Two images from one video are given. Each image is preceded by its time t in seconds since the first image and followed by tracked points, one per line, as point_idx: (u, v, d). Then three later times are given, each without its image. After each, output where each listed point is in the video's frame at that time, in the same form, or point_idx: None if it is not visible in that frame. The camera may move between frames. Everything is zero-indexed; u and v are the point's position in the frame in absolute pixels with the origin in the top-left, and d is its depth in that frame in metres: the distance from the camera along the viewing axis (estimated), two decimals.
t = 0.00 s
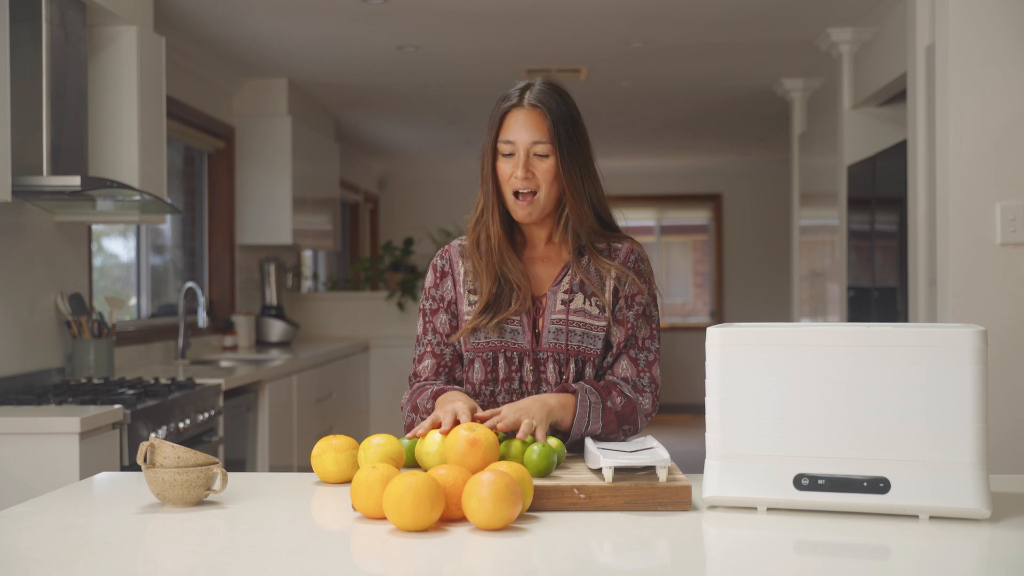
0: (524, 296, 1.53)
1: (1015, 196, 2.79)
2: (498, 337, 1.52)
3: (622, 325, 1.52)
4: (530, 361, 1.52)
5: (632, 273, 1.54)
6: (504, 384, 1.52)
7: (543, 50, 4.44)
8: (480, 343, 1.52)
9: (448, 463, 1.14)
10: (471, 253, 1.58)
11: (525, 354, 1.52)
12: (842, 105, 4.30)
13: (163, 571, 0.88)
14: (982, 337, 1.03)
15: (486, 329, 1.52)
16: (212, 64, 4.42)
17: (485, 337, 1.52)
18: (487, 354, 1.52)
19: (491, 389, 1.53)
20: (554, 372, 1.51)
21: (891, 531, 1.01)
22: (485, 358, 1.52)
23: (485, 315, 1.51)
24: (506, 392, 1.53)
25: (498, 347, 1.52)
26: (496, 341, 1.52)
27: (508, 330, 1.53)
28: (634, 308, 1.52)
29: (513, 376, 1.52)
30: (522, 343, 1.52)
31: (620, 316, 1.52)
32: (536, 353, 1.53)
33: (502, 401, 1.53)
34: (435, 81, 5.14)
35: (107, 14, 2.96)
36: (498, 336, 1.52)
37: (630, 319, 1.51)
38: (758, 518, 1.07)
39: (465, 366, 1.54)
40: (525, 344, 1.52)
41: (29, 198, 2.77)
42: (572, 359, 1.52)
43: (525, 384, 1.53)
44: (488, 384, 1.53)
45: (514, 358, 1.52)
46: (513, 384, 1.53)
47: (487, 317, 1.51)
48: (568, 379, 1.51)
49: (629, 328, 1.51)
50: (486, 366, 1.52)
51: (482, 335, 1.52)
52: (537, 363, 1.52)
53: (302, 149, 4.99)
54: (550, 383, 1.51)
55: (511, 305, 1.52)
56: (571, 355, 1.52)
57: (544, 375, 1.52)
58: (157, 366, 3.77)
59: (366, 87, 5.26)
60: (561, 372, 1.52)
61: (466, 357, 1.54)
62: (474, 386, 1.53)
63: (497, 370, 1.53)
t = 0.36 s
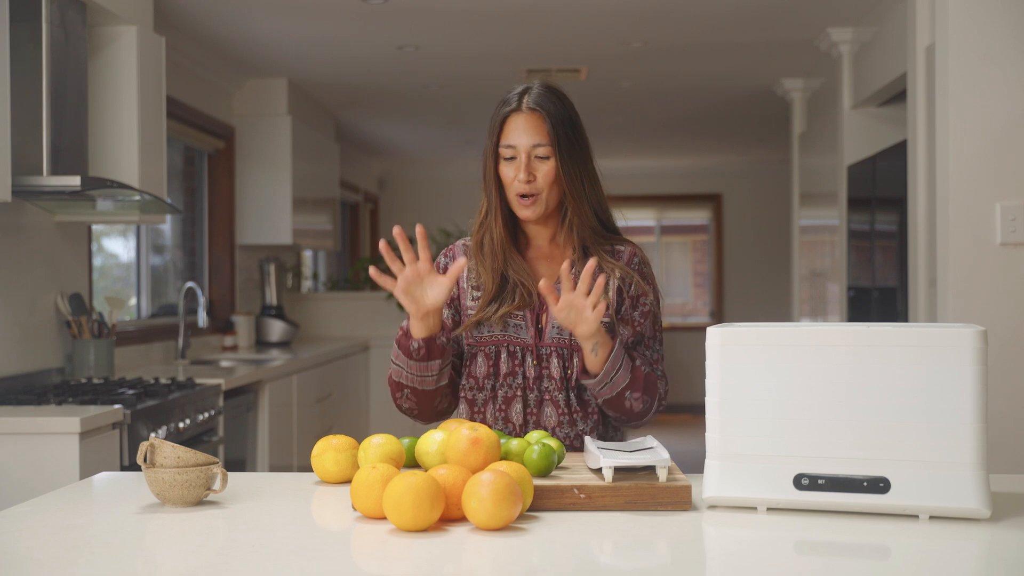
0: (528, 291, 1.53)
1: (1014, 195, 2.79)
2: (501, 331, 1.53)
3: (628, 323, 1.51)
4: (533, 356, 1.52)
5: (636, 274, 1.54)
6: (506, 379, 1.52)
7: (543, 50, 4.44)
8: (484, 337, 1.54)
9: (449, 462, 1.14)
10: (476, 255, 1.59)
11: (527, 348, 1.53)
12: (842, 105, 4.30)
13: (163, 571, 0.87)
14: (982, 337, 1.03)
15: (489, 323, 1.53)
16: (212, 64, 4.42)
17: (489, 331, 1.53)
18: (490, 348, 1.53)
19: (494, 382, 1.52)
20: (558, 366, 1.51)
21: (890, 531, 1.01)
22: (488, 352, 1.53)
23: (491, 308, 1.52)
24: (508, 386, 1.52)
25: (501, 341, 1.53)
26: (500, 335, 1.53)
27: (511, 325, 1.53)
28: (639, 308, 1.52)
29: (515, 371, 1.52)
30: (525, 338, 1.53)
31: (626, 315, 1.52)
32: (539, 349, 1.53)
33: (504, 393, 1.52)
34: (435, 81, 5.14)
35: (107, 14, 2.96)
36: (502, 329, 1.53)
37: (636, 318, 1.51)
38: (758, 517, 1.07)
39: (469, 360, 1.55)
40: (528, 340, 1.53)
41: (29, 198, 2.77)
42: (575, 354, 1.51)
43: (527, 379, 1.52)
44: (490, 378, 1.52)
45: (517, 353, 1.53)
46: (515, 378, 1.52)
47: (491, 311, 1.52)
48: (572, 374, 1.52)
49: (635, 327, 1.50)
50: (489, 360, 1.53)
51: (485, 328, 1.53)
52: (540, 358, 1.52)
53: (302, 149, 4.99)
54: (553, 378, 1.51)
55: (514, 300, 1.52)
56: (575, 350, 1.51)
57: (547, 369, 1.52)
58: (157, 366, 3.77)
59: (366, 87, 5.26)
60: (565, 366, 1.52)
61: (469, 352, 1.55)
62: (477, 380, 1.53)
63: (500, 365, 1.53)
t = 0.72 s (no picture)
0: (526, 293, 1.53)
1: (1015, 195, 2.79)
2: (499, 330, 1.53)
3: (634, 329, 1.50)
4: (531, 355, 1.52)
5: (636, 277, 1.54)
6: (504, 378, 1.53)
7: (543, 51, 4.44)
8: (481, 336, 1.53)
9: (449, 462, 1.14)
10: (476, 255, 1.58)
11: (525, 348, 1.53)
12: (842, 105, 4.30)
13: (163, 571, 0.87)
14: (981, 337, 1.03)
15: (487, 323, 1.53)
16: (212, 64, 4.42)
17: (486, 330, 1.53)
18: (488, 347, 1.53)
19: (492, 381, 1.53)
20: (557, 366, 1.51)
21: (890, 531, 1.01)
22: (486, 352, 1.53)
23: (488, 308, 1.52)
24: (506, 385, 1.53)
25: (498, 340, 1.53)
26: (497, 334, 1.53)
27: (509, 324, 1.53)
28: (642, 313, 1.51)
29: (512, 371, 1.52)
30: (523, 338, 1.53)
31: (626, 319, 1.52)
32: (537, 348, 1.53)
33: (502, 393, 1.53)
34: (435, 81, 5.14)
35: (107, 14, 2.96)
36: (499, 329, 1.53)
37: (640, 324, 1.50)
38: (758, 517, 1.07)
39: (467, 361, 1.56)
40: (527, 339, 1.53)
41: (29, 198, 2.77)
42: (574, 353, 1.52)
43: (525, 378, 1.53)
44: (489, 377, 1.53)
45: (515, 352, 1.53)
46: (513, 378, 1.53)
47: (489, 310, 1.52)
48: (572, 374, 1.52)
49: (641, 333, 1.49)
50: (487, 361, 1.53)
51: (483, 328, 1.53)
52: (538, 358, 1.52)
53: (302, 149, 4.99)
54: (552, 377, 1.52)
55: (511, 300, 1.53)
56: (573, 350, 1.52)
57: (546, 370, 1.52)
58: (157, 367, 3.77)
59: (366, 87, 5.26)
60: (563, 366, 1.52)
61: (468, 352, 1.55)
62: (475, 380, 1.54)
63: (498, 365, 1.53)
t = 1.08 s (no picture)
0: (518, 293, 1.53)
1: (1015, 195, 2.79)
2: (491, 332, 1.52)
3: (625, 325, 1.51)
4: (524, 356, 1.52)
5: (628, 272, 1.54)
6: (496, 380, 1.52)
7: (543, 50, 4.44)
8: (474, 340, 1.53)
9: (449, 462, 1.14)
10: (470, 247, 1.56)
11: (518, 349, 1.53)
12: (842, 105, 4.30)
13: (163, 571, 0.87)
14: (981, 337, 1.03)
15: (480, 324, 1.53)
16: (212, 64, 4.41)
17: (479, 332, 1.53)
18: (482, 350, 1.53)
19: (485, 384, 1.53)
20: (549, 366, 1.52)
21: (891, 531, 1.01)
22: (480, 355, 1.53)
23: (478, 309, 1.52)
24: (498, 387, 1.52)
25: (492, 342, 1.52)
26: (490, 337, 1.53)
27: (501, 325, 1.53)
28: (632, 308, 1.52)
29: (505, 372, 1.53)
30: (516, 338, 1.53)
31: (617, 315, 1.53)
32: (530, 349, 1.53)
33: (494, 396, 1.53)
34: (435, 81, 5.14)
35: (107, 14, 2.96)
36: (492, 330, 1.53)
37: (631, 320, 1.51)
38: (758, 518, 1.07)
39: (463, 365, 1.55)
40: (519, 340, 1.53)
41: (28, 198, 2.77)
42: (567, 353, 1.52)
43: (518, 379, 1.53)
44: (483, 380, 1.53)
45: (508, 354, 1.53)
46: (507, 379, 1.53)
47: (480, 310, 1.52)
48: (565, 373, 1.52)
49: (632, 330, 1.51)
50: (481, 364, 1.53)
51: (475, 330, 1.53)
52: (531, 359, 1.52)
53: (302, 149, 4.99)
54: (546, 377, 1.52)
55: (503, 299, 1.53)
56: (565, 350, 1.52)
57: (538, 370, 1.52)
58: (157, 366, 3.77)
59: (366, 87, 5.26)
60: (556, 367, 1.52)
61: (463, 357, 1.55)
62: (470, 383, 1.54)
63: (493, 366, 1.53)
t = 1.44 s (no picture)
0: (517, 292, 1.53)
1: (1015, 195, 2.79)
2: (491, 331, 1.52)
3: (622, 325, 1.52)
4: (523, 356, 1.52)
5: (627, 272, 1.55)
6: (495, 379, 1.52)
7: (543, 50, 4.44)
8: (473, 338, 1.53)
9: (449, 462, 1.14)
10: (469, 248, 1.56)
11: (518, 348, 1.53)
12: (842, 105, 4.30)
13: (162, 571, 0.87)
14: (981, 337, 1.03)
15: (479, 323, 1.52)
16: (213, 64, 4.41)
17: (478, 331, 1.52)
18: (481, 349, 1.52)
19: (483, 383, 1.53)
20: (549, 365, 1.51)
21: (891, 531, 1.01)
22: (479, 354, 1.52)
23: (478, 308, 1.52)
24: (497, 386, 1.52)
25: (491, 341, 1.52)
26: (490, 335, 1.52)
27: (500, 324, 1.53)
28: (630, 308, 1.52)
29: (504, 372, 1.52)
30: (515, 338, 1.52)
31: (616, 315, 1.53)
32: (530, 348, 1.53)
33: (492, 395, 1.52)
34: (435, 81, 5.14)
35: (107, 14, 2.96)
36: (491, 329, 1.52)
37: (629, 319, 1.52)
38: (758, 517, 1.07)
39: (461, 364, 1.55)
40: (519, 339, 1.52)
41: (28, 198, 2.77)
42: (566, 352, 1.52)
43: (517, 379, 1.53)
44: (481, 379, 1.53)
45: (507, 353, 1.53)
46: (506, 378, 1.53)
47: (480, 309, 1.52)
48: (564, 373, 1.52)
49: (630, 329, 1.51)
50: (479, 363, 1.53)
51: (474, 329, 1.53)
52: (531, 358, 1.52)
53: (302, 149, 4.99)
54: (545, 377, 1.52)
55: (502, 298, 1.53)
56: (564, 349, 1.52)
57: (538, 370, 1.52)
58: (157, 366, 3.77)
59: (367, 87, 5.26)
60: (556, 366, 1.52)
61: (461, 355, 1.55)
62: (469, 381, 1.53)
63: (492, 365, 1.53)
